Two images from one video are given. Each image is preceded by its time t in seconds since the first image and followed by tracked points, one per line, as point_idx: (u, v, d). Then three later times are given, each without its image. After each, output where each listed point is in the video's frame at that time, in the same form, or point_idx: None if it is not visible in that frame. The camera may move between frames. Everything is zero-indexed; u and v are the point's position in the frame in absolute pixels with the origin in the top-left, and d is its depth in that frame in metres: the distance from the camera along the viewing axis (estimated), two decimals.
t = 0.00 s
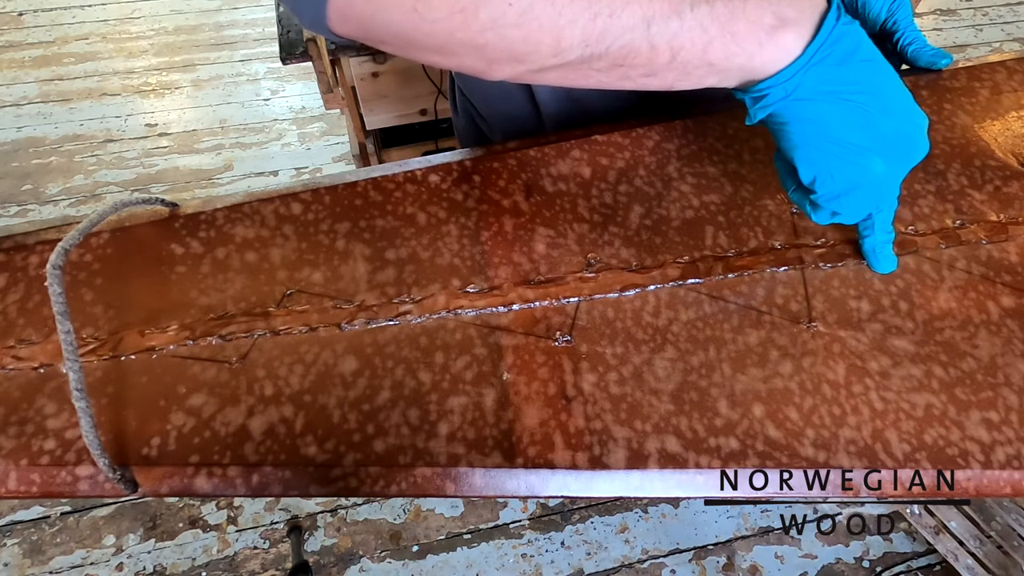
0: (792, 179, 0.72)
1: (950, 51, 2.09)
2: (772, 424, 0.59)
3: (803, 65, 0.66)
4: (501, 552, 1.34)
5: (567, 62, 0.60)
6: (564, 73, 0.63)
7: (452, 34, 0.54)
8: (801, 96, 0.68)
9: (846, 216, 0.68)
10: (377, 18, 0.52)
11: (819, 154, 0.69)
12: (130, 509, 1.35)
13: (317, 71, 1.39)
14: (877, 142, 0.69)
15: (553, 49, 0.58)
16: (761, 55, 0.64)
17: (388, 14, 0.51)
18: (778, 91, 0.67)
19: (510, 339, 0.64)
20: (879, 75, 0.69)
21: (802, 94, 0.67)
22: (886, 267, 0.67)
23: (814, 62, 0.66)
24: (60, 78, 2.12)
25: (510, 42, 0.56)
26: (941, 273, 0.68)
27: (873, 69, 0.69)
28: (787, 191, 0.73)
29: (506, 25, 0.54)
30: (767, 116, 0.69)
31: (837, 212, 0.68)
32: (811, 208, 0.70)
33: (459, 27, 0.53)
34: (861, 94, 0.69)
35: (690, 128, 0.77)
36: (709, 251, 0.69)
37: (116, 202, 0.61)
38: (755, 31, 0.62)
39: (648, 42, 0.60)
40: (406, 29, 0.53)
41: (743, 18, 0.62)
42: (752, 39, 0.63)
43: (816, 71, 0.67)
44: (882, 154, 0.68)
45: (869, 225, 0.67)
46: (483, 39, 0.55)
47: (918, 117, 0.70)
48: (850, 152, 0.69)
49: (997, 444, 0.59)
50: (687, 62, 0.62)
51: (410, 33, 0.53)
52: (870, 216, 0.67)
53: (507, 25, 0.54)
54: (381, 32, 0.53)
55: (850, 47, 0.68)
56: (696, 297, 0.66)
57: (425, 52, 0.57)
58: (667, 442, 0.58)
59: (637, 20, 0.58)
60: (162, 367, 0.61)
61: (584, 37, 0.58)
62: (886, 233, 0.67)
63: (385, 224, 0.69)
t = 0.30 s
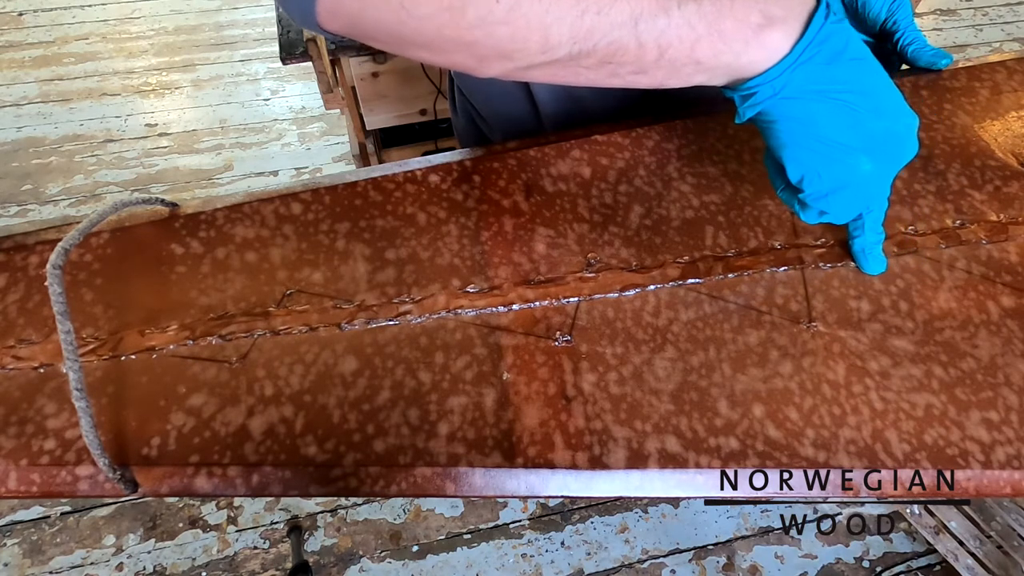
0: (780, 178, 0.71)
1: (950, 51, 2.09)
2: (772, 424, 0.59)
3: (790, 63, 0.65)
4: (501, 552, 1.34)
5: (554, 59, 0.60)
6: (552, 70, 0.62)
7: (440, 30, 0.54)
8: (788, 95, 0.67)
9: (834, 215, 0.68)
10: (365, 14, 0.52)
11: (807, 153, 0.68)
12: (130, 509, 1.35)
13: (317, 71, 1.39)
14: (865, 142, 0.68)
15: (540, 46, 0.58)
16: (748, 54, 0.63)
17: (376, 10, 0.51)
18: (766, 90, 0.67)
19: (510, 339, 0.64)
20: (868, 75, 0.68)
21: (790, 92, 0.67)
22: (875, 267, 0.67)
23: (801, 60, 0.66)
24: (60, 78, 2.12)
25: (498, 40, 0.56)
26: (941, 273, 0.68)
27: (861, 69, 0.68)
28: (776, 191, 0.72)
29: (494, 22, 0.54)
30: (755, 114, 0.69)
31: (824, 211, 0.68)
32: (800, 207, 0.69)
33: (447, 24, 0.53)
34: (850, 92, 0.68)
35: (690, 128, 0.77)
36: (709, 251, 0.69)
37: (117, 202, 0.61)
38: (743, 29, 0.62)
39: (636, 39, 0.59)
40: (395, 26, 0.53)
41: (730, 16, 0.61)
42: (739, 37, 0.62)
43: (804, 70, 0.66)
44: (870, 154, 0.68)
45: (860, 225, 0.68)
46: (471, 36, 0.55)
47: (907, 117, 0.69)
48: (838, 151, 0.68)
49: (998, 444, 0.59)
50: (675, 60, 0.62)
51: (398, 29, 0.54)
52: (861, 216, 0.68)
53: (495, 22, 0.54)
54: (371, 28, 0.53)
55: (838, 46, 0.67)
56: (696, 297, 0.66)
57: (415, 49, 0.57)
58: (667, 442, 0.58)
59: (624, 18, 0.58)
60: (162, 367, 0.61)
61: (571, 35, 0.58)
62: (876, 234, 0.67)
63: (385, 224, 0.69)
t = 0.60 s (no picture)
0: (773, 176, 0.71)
1: (950, 51, 2.09)
2: (772, 424, 0.59)
3: (782, 59, 0.65)
4: (501, 552, 1.34)
5: (546, 56, 0.60)
6: (543, 67, 0.62)
7: (431, 27, 0.54)
8: (780, 91, 0.67)
9: (825, 212, 0.67)
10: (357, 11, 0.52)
11: (799, 151, 0.68)
12: (130, 509, 1.35)
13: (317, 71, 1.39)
14: (857, 140, 0.68)
15: (531, 43, 0.57)
16: (740, 50, 0.63)
17: (367, 6, 0.51)
18: (758, 87, 0.66)
19: (510, 339, 0.64)
20: (860, 73, 0.68)
21: (782, 89, 0.67)
22: (865, 268, 0.67)
23: (793, 57, 0.66)
24: (60, 78, 2.12)
25: (490, 36, 0.55)
26: (941, 273, 0.68)
27: (854, 66, 0.68)
28: (769, 189, 0.72)
29: (485, 18, 0.54)
30: (747, 111, 0.69)
31: (816, 209, 0.68)
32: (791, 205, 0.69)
33: (438, 20, 0.53)
34: (842, 90, 0.68)
35: (691, 128, 0.77)
36: (709, 251, 0.69)
37: (116, 203, 0.61)
38: (734, 25, 0.62)
39: (627, 36, 0.59)
40: (386, 22, 0.53)
41: (722, 12, 0.61)
42: (731, 33, 0.62)
43: (796, 66, 0.66)
44: (862, 152, 0.67)
45: (851, 226, 0.67)
46: (462, 32, 0.55)
47: (899, 117, 0.69)
48: (831, 148, 0.68)
49: (997, 444, 0.59)
50: (666, 56, 0.62)
51: (390, 26, 0.53)
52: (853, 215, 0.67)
53: (486, 18, 0.54)
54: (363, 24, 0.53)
55: (830, 44, 0.67)
56: (696, 297, 0.66)
57: (407, 45, 0.57)
58: (667, 442, 0.58)
59: (615, 14, 0.58)
60: (162, 367, 0.61)
61: (561, 31, 0.57)
62: (867, 235, 0.67)
63: (385, 224, 0.69)
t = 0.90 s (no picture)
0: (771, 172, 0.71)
1: (950, 51, 2.09)
2: (772, 424, 0.59)
3: (780, 54, 0.65)
4: (501, 552, 1.34)
5: (545, 51, 0.60)
6: (543, 62, 0.62)
7: (430, 22, 0.53)
8: (779, 86, 0.67)
9: (822, 208, 0.67)
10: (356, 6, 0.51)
11: (797, 146, 0.68)
12: (130, 509, 1.35)
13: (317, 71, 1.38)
14: (856, 136, 0.68)
15: (530, 38, 0.57)
16: (739, 44, 0.63)
17: (367, 2, 0.51)
18: (756, 82, 0.66)
19: (510, 339, 0.64)
20: (858, 69, 0.68)
21: (781, 84, 0.67)
22: (856, 270, 0.67)
23: (791, 52, 0.66)
24: (60, 78, 2.12)
25: (488, 31, 0.55)
26: (941, 273, 0.68)
27: (852, 63, 0.68)
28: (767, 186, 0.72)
29: (484, 13, 0.54)
30: (745, 106, 0.69)
31: (813, 205, 0.67)
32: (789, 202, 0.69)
33: (437, 16, 0.53)
34: (841, 86, 0.68)
35: (691, 128, 0.77)
36: (708, 251, 0.69)
37: (117, 202, 0.61)
38: (732, 19, 0.62)
39: (624, 31, 0.59)
40: (385, 17, 0.53)
41: (719, 7, 0.61)
42: (729, 28, 0.62)
43: (795, 61, 0.66)
44: (860, 149, 0.67)
45: (846, 226, 0.67)
46: (461, 28, 0.54)
47: (899, 115, 0.69)
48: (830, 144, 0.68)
49: (997, 444, 0.59)
50: (665, 52, 0.62)
51: (390, 22, 0.53)
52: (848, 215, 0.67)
53: (485, 13, 0.54)
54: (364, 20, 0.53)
55: (829, 40, 0.67)
56: (696, 297, 0.66)
57: (406, 41, 0.56)
58: (667, 442, 0.58)
59: (614, 9, 0.58)
60: (162, 367, 0.61)
61: (560, 26, 0.57)
62: (861, 236, 0.67)
63: (385, 224, 0.69)
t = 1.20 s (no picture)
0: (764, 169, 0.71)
1: (950, 51, 2.09)
2: (772, 424, 0.59)
3: (774, 48, 0.65)
4: (501, 552, 1.34)
5: (538, 46, 0.60)
6: (537, 58, 0.62)
7: (427, 18, 0.53)
8: (772, 81, 0.67)
9: (812, 204, 0.67)
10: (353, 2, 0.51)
11: (790, 141, 0.67)
12: (130, 509, 1.35)
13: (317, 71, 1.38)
14: (849, 133, 0.67)
15: (524, 33, 0.57)
16: (731, 39, 0.63)
17: None
18: (749, 76, 0.66)
19: (510, 339, 0.64)
20: (851, 65, 0.68)
21: (774, 78, 0.67)
22: (847, 271, 0.67)
23: (785, 46, 0.66)
24: (60, 78, 2.12)
25: (483, 26, 0.55)
26: (941, 273, 0.68)
27: (846, 59, 0.68)
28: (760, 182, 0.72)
29: (478, 9, 0.54)
30: (738, 102, 0.69)
31: (804, 201, 0.67)
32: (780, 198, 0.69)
33: (433, 12, 0.53)
34: (834, 82, 0.68)
35: (691, 128, 0.77)
36: (709, 251, 0.69)
37: (117, 202, 0.61)
38: (725, 14, 0.62)
39: (617, 27, 0.59)
40: (383, 13, 0.53)
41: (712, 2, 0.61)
42: (721, 22, 0.62)
43: (788, 56, 0.66)
44: (853, 145, 0.67)
45: (838, 225, 0.66)
46: (456, 24, 0.54)
47: (892, 113, 0.69)
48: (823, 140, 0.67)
49: (998, 444, 0.59)
50: (658, 47, 0.62)
51: (387, 17, 0.53)
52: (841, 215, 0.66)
53: (479, 9, 0.54)
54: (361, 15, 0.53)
55: (823, 35, 0.67)
56: (696, 297, 0.66)
57: (402, 36, 0.56)
58: (667, 442, 0.58)
59: (606, 3, 0.58)
60: (162, 367, 0.61)
61: (553, 20, 0.57)
62: (853, 237, 0.66)
63: (385, 224, 0.69)
